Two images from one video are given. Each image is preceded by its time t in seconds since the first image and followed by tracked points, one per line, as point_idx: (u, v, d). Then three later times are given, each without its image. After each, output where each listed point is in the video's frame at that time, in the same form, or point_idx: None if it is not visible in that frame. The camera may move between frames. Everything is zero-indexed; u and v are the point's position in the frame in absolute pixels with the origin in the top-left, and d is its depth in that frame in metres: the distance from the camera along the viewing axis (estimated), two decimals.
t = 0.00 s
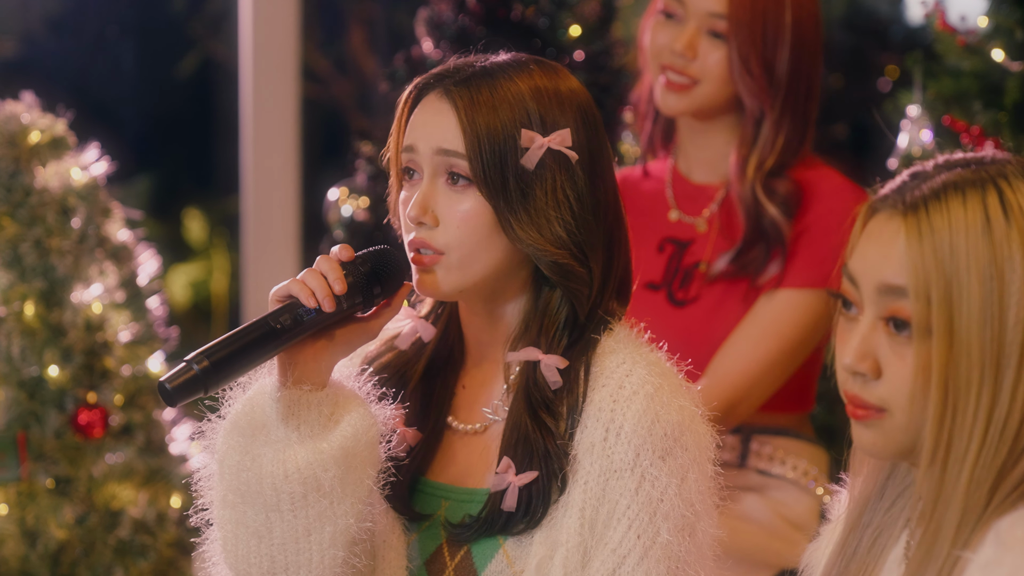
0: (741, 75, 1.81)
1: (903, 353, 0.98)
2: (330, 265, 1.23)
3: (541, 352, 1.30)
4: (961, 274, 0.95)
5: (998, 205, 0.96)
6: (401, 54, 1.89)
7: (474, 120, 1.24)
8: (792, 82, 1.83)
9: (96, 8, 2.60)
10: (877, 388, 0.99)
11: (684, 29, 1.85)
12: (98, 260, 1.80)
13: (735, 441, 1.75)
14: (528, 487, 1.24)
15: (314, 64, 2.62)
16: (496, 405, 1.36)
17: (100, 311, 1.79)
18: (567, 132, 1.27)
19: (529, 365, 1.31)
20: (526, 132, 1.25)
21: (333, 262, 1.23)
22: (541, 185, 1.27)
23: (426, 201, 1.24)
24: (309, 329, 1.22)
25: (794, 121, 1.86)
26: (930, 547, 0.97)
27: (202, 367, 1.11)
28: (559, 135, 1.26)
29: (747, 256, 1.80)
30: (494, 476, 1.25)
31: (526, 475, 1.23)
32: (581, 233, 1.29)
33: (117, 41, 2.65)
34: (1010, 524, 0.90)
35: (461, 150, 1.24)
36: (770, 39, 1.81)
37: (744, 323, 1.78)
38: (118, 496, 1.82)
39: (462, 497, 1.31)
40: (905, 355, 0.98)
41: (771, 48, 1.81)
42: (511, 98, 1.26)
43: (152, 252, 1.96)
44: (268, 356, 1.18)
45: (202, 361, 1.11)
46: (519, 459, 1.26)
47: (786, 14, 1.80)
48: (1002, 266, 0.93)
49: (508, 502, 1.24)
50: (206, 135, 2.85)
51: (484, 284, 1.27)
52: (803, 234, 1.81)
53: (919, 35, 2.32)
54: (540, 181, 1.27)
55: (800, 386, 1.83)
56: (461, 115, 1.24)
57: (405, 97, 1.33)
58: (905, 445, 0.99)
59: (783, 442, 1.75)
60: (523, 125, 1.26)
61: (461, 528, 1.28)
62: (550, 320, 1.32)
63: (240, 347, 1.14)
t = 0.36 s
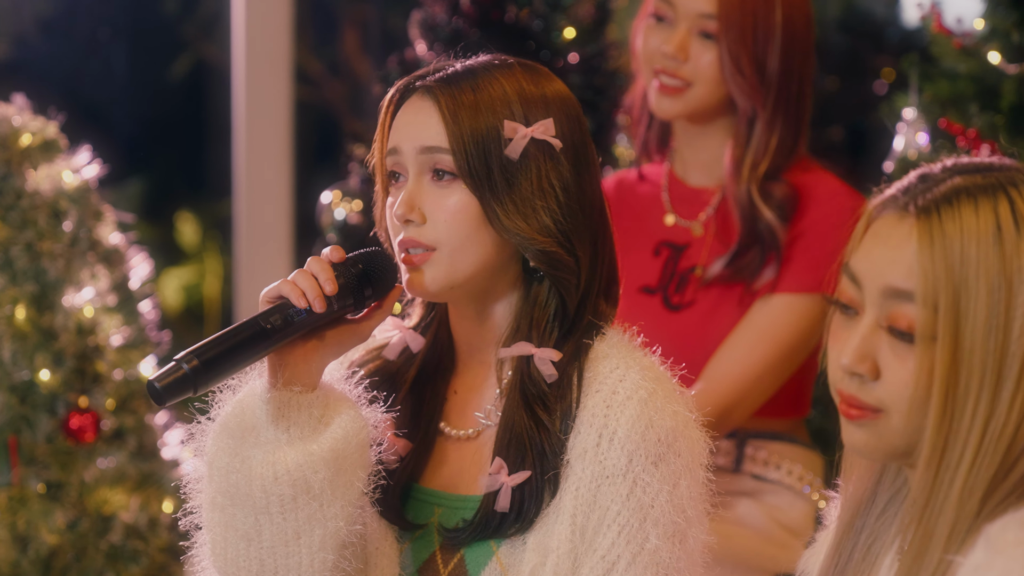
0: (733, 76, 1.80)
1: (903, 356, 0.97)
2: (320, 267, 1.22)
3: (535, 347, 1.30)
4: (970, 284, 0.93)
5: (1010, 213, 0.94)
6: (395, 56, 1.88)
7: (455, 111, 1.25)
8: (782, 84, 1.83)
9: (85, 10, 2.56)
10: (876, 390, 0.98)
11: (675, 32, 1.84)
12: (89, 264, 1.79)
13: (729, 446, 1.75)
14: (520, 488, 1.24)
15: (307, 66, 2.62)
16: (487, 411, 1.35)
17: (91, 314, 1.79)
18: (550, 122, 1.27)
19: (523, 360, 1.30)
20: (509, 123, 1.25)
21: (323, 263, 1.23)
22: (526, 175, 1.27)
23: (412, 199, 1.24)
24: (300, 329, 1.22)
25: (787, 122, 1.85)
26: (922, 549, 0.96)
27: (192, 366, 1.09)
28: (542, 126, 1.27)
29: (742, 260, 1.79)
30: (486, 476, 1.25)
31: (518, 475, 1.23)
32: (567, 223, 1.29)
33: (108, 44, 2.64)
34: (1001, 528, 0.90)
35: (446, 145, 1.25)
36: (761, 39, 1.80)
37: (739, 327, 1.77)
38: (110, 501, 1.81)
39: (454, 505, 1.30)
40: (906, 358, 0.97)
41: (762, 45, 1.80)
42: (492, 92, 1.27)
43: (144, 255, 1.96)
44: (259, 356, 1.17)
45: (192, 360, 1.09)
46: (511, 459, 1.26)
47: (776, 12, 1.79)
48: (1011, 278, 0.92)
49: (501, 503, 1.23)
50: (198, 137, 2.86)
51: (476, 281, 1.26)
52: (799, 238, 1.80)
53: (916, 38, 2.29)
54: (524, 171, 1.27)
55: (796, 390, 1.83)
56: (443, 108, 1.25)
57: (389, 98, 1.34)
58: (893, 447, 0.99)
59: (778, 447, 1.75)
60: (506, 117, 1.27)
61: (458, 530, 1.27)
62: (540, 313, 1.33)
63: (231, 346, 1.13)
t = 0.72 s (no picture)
0: (733, 82, 1.79)
1: (900, 356, 0.95)
2: (313, 270, 1.21)
3: (527, 345, 1.30)
4: (968, 286, 0.92)
5: (1010, 215, 0.93)
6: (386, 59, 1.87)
7: (451, 107, 1.25)
8: (785, 85, 1.82)
9: (77, 12, 2.57)
10: (872, 389, 0.97)
11: (677, 36, 1.83)
12: (79, 268, 1.78)
13: (724, 451, 1.73)
14: (510, 495, 1.24)
15: (297, 69, 2.60)
16: (482, 419, 1.35)
17: (81, 319, 1.77)
18: (542, 119, 1.28)
19: (515, 358, 1.31)
20: (502, 118, 1.26)
21: (316, 267, 1.21)
22: (518, 170, 1.27)
23: (404, 194, 1.24)
24: (292, 334, 1.20)
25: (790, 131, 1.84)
26: (916, 558, 0.95)
27: (184, 372, 1.08)
28: (535, 123, 1.28)
29: (743, 266, 1.78)
30: (476, 483, 1.25)
31: (508, 483, 1.24)
32: (560, 219, 1.29)
33: (98, 47, 2.63)
34: (996, 530, 0.88)
35: (439, 140, 1.25)
36: (762, 44, 1.79)
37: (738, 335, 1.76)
38: (100, 506, 1.80)
39: (446, 516, 1.30)
40: (903, 358, 0.95)
41: (762, 55, 1.80)
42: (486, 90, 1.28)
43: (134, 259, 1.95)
44: (250, 361, 1.16)
45: (184, 366, 1.08)
46: (501, 466, 1.26)
47: (779, 16, 1.79)
48: (1011, 279, 0.91)
49: (491, 509, 1.23)
50: (190, 140, 2.82)
51: (469, 282, 1.26)
52: (800, 246, 1.79)
53: (908, 40, 2.30)
54: (516, 167, 1.27)
55: (792, 399, 1.81)
56: (438, 105, 1.26)
57: (378, 102, 1.34)
58: (886, 447, 0.97)
59: (774, 454, 1.74)
60: (500, 112, 1.28)
61: (451, 538, 1.27)
62: (531, 311, 1.32)
63: (223, 352, 1.11)
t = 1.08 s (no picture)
0: (738, 87, 1.78)
1: (895, 369, 0.95)
2: (305, 269, 1.20)
3: (521, 343, 1.29)
4: (968, 302, 0.91)
5: (1010, 230, 0.92)
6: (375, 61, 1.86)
7: (443, 107, 1.25)
8: (788, 91, 1.81)
9: (62, 13, 2.55)
10: (866, 402, 0.96)
11: (679, 38, 1.82)
12: (66, 271, 1.77)
13: (715, 455, 1.73)
14: (503, 496, 1.23)
15: (286, 70, 2.59)
16: (476, 422, 1.34)
17: (68, 322, 1.76)
18: (532, 117, 1.28)
19: (509, 357, 1.30)
20: (492, 116, 1.26)
21: (308, 266, 1.21)
22: (511, 167, 1.27)
23: (397, 194, 1.23)
24: (283, 333, 1.19)
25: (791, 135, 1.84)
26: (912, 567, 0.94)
27: (176, 370, 1.07)
28: (526, 120, 1.27)
29: (737, 269, 1.77)
30: (470, 484, 1.24)
31: (503, 483, 1.23)
32: (553, 216, 1.29)
33: (86, 49, 2.62)
34: (993, 535, 0.88)
35: (431, 139, 1.24)
36: (767, 49, 1.78)
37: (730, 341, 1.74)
38: (87, 510, 1.78)
39: (437, 523, 1.29)
40: (898, 372, 0.95)
41: (767, 53, 1.78)
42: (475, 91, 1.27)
43: (121, 262, 1.94)
44: (242, 361, 1.15)
45: (176, 364, 1.07)
46: (495, 468, 1.26)
47: (783, 20, 1.78)
48: (1011, 295, 0.90)
49: (485, 511, 1.22)
50: (178, 143, 2.81)
51: (463, 284, 1.25)
52: (794, 251, 1.78)
53: (900, 43, 2.28)
54: (508, 164, 1.27)
55: (784, 405, 1.80)
56: (429, 105, 1.25)
57: (367, 106, 1.33)
58: (882, 458, 0.97)
59: (766, 458, 1.73)
60: (490, 111, 1.28)
61: (445, 541, 1.26)
62: (525, 308, 1.31)
63: (216, 350, 1.10)
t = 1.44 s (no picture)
0: (724, 92, 1.77)
1: (905, 368, 0.93)
2: (294, 270, 1.19)
3: (511, 342, 1.29)
4: (987, 306, 0.90)
5: None
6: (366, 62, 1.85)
7: (422, 108, 1.24)
8: (776, 95, 1.80)
9: (54, 14, 2.52)
10: (873, 398, 0.95)
11: (666, 41, 1.81)
12: (54, 273, 1.76)
13: (706, 458, 1.71)
14: (494, 498, 1.23)
15: (276, 72, 2.59)
16: (467, 424, 1.33)
17: (57, 325, 1.75)
18: (513, 115, 1.28)
19: (499, 356, 1.29)
20: (473, 115, 1.25)
21: (297, 267, 1.20)
22: (494, 166, 1.26)
23: (380, 197, 1.23)
24: (273, 334, 1.18)
25: (777, 133, 1.82)
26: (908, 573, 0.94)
27: (166, 372, 1.05)
28: (506, 118, 1.27)
29: (723, 272, 1.76)
30: (461, 486, 1.24)
31: (493, 485, 1.22)
32: (537, 214, 1.28)
33: (75, 49, 2.59)
34: (991, 540, 0.88)
35: (410, 140, 1.24)
36: (755, 54, 1.78)
37: (718, 342, 1.74)
38: (76, 514, 1.77)
39: (430, 527, 1.28)
40: (908, 370, 0.93)
41: (755, 57, 1.78)
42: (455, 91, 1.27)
43: (110, 264, 1.92)
44: (232, 363, 1.14)
45: (166, 366, 1.06)
46: (485, 469, 1.25)
47: (772, 25, 1.77)
48: None
49: (475, 513, 1.22)
50: (167, 144, 2.81)
51: (451, 284, 1.24)
52: (782, 250, 1.78)
53: (893, 45, 2.28)
54: (490, 162, 1.26)
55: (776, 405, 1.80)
56: (409, 107, 1.25)
57: (352, 110, 1.32)
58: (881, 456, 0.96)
59: (757, 461, 1.72)
60: (472, 110, 1.27)
61: (437, 544, 1.25)
62: (512, 307, 1.31)
63: (205, 352, 1.09)
